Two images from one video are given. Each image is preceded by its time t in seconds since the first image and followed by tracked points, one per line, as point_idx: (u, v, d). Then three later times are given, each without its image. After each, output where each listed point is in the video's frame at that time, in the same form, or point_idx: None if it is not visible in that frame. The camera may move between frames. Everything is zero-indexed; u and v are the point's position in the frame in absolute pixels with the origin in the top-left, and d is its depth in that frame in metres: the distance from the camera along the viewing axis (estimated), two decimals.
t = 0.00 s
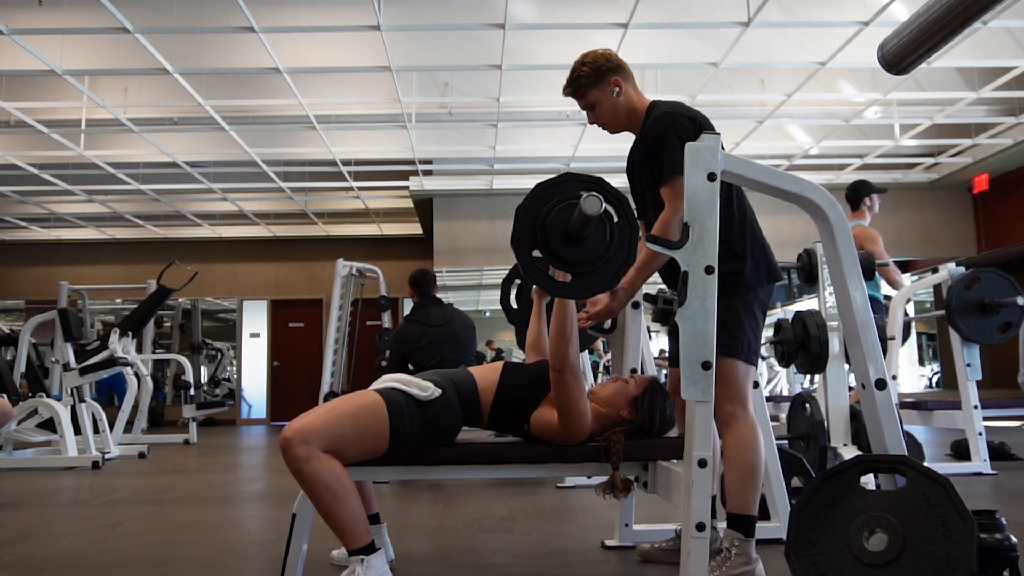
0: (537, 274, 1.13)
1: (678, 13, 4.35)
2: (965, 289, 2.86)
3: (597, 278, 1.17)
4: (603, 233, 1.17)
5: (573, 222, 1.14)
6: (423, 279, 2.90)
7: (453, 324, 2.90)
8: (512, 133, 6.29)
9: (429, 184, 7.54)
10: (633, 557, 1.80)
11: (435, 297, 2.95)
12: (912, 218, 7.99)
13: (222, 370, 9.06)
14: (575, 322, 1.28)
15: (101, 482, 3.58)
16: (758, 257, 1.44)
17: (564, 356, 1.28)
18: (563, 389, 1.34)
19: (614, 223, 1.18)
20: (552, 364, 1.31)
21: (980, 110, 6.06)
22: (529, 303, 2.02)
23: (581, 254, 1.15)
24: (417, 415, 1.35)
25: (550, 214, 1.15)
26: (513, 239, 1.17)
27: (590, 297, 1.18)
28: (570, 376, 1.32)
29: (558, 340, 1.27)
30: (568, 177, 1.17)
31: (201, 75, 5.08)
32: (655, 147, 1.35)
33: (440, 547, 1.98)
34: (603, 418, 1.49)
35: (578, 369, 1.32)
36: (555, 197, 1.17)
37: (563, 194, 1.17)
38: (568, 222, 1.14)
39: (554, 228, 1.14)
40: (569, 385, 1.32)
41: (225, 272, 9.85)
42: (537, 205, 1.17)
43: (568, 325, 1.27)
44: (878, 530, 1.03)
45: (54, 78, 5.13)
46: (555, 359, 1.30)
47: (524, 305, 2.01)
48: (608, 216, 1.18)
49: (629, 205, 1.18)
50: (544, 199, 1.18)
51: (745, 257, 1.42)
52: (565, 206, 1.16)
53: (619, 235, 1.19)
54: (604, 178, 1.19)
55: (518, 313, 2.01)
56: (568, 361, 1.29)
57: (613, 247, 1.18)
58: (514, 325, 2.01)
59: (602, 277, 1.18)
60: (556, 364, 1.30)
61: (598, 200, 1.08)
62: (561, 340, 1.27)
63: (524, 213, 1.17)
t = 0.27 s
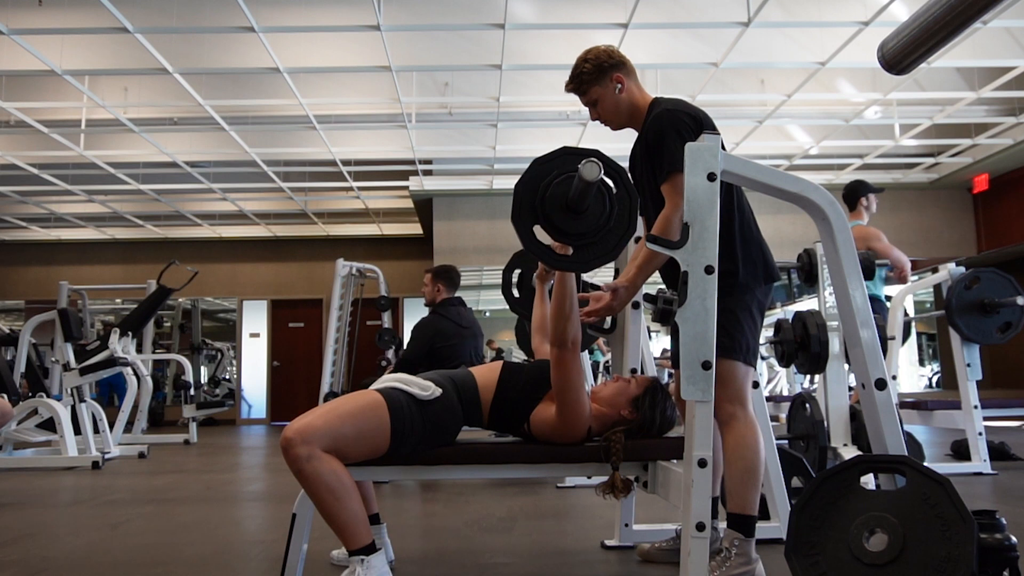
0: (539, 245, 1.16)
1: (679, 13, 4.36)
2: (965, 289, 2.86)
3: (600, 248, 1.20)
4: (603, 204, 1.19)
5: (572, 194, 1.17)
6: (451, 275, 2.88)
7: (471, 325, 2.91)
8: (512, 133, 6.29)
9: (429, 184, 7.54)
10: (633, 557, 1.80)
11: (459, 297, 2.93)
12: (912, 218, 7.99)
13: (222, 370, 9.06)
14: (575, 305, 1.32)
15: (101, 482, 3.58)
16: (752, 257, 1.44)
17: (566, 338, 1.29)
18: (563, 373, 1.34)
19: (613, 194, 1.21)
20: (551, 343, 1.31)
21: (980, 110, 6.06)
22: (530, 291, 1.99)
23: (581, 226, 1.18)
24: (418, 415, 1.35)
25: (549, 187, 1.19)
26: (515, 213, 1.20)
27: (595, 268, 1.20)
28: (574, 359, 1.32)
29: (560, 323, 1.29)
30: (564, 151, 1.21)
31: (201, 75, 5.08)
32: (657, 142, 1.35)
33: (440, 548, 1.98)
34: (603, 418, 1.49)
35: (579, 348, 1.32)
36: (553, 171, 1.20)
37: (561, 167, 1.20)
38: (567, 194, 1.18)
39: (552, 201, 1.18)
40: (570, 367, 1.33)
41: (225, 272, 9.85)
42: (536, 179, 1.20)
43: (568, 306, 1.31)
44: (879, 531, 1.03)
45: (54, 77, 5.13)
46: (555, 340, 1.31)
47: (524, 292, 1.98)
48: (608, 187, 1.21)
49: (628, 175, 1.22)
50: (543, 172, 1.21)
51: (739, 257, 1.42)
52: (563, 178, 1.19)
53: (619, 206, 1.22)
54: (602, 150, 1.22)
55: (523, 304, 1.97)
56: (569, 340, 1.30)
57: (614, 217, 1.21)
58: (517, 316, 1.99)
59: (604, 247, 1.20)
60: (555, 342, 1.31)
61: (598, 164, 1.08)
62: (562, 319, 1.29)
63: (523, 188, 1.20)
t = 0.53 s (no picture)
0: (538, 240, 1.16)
1: (679, 13, 4.36)
2: (965, 289, 2.86)
3: (598, 242, 1.21)
4: (601, 199, 1.20)
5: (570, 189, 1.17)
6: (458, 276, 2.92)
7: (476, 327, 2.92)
8: (512, 133, 6.29)
9: (429, 184, 7.54)
10: (633, 557, 1.80)
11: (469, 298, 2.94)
12: (912, 218, 7.99)
13: (222, 370, 9.07)
14: (573, 297, 1.31)
15: (101, 482, 3.58)
16: (750, 258, 1.44)
17: (565, 330, 1.29)
18: (562, 367, 1.34)
19: (611, 188, 1.21)
20: (549, 334, 1.31)
21: (980, 110, 6.06)
22: (530, 287, 1.98)
23: (579, 220, 1.19)
24: (418, 415, 1.35)
25: (547, 181, 1.19)
26: (512, 208, 1.20)
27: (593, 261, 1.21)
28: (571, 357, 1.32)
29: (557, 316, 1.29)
30: (562, 145, 1.21)
31: (201, 75, 5.08)
32: (657, 141, 1.36)
33: (440, 548, 1.98)
34: (603, 418, 1.49)
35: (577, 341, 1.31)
36: (551, 165, 1.20)
37: (558, 161, 1.20)
38: (564, 188, 1.18)
39: (550, 195, 1.18)
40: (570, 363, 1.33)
41: (225, 272, 9.85)
42: (534, 174, 1.20)
43: (567, 296, 1.30)
44: (879, 531, 1.03)
45: (54, 77, 5.13)
46: (553, 331, 1.31)
47: (525, 289, 1.98)
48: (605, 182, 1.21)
49: (626, 169, 1.22)
50: (540, 167, 1.21)
51: (737, 259, 1.41)
52: (561, 172, 1.19)
53: (616, 200, 1.22)
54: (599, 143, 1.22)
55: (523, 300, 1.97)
56: (567, 333, 1.30)
57: (611, 211, 1.21)
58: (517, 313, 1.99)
59: (602, 241, 1.21)
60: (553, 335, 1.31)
61: (594, 159, 1.08)
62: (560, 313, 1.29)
63: (522, 182, 1.20)
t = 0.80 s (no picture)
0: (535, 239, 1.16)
1: (679, 13, 4.36)
2: (965, 289, 2.86)
3: (595, 243, 1.20)
4: (597, 200, 1.20)
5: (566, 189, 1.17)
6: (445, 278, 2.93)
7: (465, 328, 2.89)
8: (512, 133, 6.29)
9: (429, 184, 7.54)
10: (633, 557, 1.80)
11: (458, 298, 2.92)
12: (912, 218, 7.99)
13: (222, 370, 9.07)
14: (571, 296, 1.31)
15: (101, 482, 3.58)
16: (750, 258, 1.43)
17: (562, 330, 1.29)
18: (561, 366, 1.34)
19: (608, 188, 1.21)
20: (548, 334, 1.31)
21: (980, 110, 6.06)
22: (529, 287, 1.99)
23: (576, 221, 1.19)
24: (418, 415, 1.35)
25: (544, 182, 1.19)
26: (509, 210, 1.20)
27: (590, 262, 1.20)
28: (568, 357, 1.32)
29: (556, 315, 1.29)
30: (557, 146, 1.21)
31: (201, 75, 5.08)
32: (656, 140, 1.35)
33: (440, 548, 1.98)
34: (603, 418, 1.49)
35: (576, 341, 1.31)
36: (547, 166, 1.21)
37: (555, 162, 1.21)
38: (561, 189, 1.18)
39: (546, 196, 1.18)
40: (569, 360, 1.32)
41: (225, 272, 9.85)
42: (530, 175, 1.21)
43: (564, 295, 1.30)
44: (879, 531, 1.03)
45: (54, 77, 5.13)
46: (551, 331, 1.30)
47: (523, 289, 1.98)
48: (602, 182, 1.21)
49: (622, 170, 1.21)
50: (537, 168, 1.21)
51: (735, 259, 1.41)
52: (557, 173, 1.19)
53: (614, 201, 1.22)
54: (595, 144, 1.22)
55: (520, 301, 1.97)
56: (565, 335, 1.29)
57: (609, 211, 1.21)
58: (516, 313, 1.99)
59: (599, 242, 1.20)
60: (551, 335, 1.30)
61: (589, 159, 1.08)
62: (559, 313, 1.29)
63: (518, 184, 1.20)
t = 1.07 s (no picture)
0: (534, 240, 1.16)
1: (679, 13, 4.36)
2: (965, 289, 2.86)
3: (594, 241, 1.20)
4: (595, 198, 1.19)
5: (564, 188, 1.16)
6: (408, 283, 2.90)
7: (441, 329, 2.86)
8: (512, 133, 6.29)
9: (429, 184, 7.54)
10: (634, 557, 1.80)
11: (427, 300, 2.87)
12: (912, 218, 7.99)
13: (222, 370, 9.07)
14: (571, 294, 1.31)
15: (101, 482, 3.58)
16: (748, 258, 1.43)
17: (562, 329, 1.29)
18: (561, 366, 1.34)
19: (606, 186, 1.21)
20: (547, 333, 1.31)
21: (980, 110, 6.07)
22: (528, 287, 1.99)
23: (574, 220, 1.18)
24: (417, 415, 1.35)
25: (542, 181, 1.19)
26: (507, 210, 1.20)
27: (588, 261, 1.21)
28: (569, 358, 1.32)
29: (556, 315, 1.28)
30: (555, 144, 1.20)
31: (201, 75, 5.09)
32: (656, 141, 1.35)
33: (439, 548, 1.98)
34: (603, 418, 1.49)
35: (576, 342, 1.31)
36: (545, 165, 1.20)
37: (553, 161, 1.20)
38: (559, 188, 1.17)
39: (545, 195, 1.18)
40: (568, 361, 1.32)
41: (225, 272, 9.85)
42: (528, 174, 1.20)
43: (564, 294, 1.30)
44: (879, 531, 1.03)
45: (54, 77, 5.13)
46: (551, 330, 1.30)
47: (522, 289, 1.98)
48: (601, 180, 1.20)
49: (621, 168, 1.20)
50: (534, 167, 1.20)
51: (733, 259, 1.41)
52: (555, 172, 1.19)
53: (612, 199, 1.21)
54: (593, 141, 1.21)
55: (519, 300, 1.97)
56: (566, 335, 1.29)
57: (608, 208, 1.21)
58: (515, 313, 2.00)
59: (598, 240, 1.20)
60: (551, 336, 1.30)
61: (587, 158, 1.08)
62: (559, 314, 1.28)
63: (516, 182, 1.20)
